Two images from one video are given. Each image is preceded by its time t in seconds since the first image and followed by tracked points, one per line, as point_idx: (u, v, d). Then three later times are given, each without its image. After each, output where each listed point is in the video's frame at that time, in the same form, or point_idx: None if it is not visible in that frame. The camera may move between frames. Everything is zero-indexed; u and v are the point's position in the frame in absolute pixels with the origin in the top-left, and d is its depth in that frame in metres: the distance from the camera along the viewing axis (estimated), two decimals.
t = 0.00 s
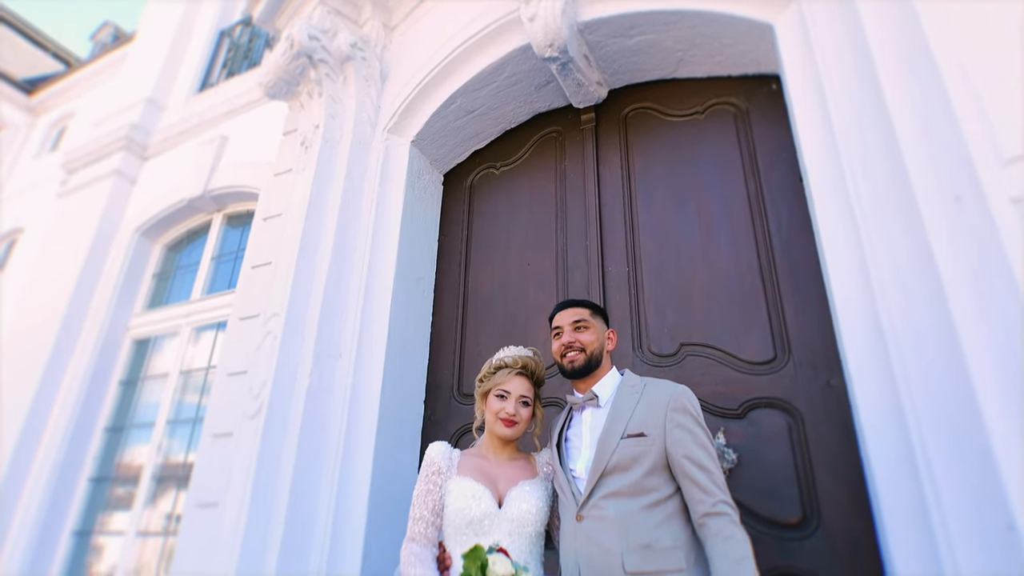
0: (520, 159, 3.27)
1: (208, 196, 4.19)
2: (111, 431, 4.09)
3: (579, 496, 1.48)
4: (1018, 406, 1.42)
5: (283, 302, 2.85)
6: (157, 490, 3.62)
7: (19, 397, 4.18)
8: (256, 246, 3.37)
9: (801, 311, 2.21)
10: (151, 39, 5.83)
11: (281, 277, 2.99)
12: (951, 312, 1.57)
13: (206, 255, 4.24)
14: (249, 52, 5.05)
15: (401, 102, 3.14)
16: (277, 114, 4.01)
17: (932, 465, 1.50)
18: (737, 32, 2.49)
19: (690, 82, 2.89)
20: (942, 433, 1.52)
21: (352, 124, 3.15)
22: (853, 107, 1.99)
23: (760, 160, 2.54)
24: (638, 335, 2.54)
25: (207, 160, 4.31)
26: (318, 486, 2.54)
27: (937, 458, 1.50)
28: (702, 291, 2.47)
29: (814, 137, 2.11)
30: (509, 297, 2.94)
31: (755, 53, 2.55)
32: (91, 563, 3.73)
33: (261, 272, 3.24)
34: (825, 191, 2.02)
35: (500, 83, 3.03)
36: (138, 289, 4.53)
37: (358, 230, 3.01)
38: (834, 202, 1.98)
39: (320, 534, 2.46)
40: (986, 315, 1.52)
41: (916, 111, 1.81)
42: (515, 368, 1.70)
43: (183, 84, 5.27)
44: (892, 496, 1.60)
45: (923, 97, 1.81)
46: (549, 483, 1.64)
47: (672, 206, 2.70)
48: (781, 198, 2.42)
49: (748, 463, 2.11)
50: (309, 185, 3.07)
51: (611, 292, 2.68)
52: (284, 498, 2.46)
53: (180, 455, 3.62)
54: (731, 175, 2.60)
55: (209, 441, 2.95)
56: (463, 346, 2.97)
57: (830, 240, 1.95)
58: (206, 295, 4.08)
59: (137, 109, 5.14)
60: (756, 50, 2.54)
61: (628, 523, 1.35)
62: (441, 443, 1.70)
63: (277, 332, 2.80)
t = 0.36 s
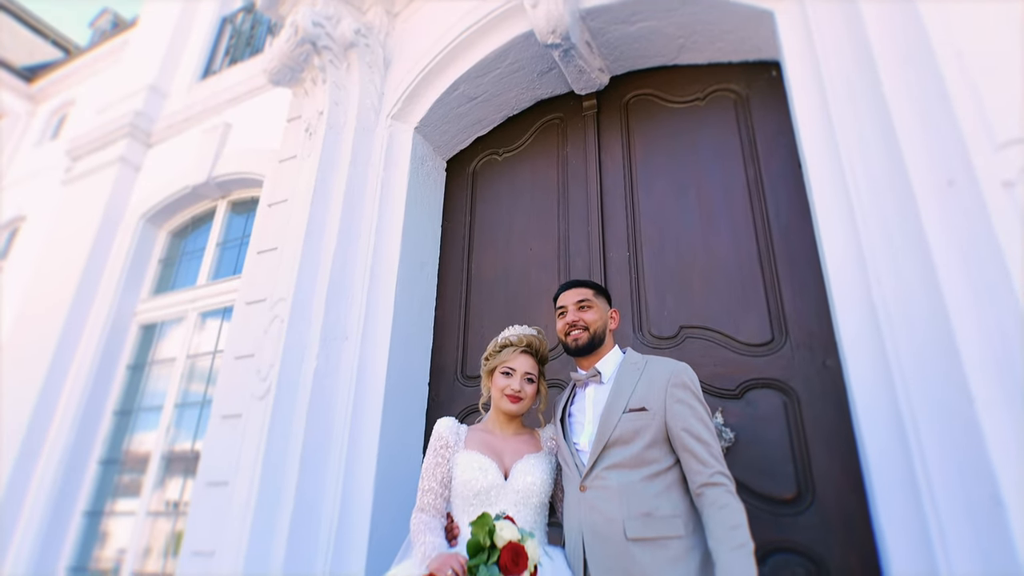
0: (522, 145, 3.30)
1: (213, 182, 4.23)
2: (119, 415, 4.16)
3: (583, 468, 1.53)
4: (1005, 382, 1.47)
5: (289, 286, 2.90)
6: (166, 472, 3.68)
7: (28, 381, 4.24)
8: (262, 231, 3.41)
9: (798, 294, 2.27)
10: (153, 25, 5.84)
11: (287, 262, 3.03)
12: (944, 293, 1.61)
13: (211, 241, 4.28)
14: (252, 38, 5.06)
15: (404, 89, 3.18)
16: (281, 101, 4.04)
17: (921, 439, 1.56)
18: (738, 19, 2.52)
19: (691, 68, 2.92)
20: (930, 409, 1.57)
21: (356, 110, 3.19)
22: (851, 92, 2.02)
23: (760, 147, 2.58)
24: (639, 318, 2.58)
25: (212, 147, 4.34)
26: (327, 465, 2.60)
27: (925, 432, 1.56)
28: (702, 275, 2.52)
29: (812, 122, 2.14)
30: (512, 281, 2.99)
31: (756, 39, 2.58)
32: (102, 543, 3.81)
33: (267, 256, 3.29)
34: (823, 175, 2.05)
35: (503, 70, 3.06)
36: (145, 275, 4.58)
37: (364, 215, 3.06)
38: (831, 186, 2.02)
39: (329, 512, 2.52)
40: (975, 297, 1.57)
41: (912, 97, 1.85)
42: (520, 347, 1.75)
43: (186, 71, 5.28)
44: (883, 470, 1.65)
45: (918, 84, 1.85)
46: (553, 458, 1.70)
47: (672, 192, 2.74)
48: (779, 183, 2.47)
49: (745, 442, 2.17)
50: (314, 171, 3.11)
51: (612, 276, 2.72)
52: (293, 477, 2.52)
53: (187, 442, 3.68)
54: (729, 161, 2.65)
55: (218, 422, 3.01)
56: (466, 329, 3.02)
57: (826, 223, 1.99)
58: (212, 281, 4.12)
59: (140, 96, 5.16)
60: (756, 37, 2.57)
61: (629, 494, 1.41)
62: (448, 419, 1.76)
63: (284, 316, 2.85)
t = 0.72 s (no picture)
0: (524, 130, 3.34)
1: (217, 168, 4.26)
2: (128, 397, 4.23)
3: (586, 441, 1.59)
4: (993, 358, 1.53)
5: (295, 269, 2.94)
6: (176, 453, 3.75)
7: (38, 364, 4.31)
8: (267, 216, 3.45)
9: (795, 275, 2.32)
10: (154, 10, 5.83)
11: (293, 246, 3.08)
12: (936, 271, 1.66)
13: (216, 226, 4.32)
14: (253, 23, 5.06)
15: (407, 73, 3.20)
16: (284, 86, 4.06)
17: (911, 413, 1.61)
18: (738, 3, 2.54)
19: (692, 53, 2.95)
20: (921, 384, 1.63)
21: (360, 95, 3.22)
22: (848, 75, 2.06)
23: (759, 131, 2.62)
24: (639, 300, 2.63)
25: (215, 132, 4.36)
26: (334, 444, 2.67)
27: (916, 406, 1.61)
28: (701, 257, 2.56)
29: (810, 104, 2.17)
30: (515, 264, 3.03)
31: (757, 23, 2.61)
32: (113, 522, 3.89)
33: (272, 241, 3.33)
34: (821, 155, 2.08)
35: (505, 55, 3.09)
36: (150, 260, 4.62)
37: (368, 199, 3.10)
38: (829, 167, 2.05)
39: (336, 489, 2.59)
40: (966, 275, 1.62)
41: (908, 81, 1.88)
42: (524, 325, 1.81)
43: (188, 56, 5.29)
44: (874, 445, 1.70)
45: (915, 68, 1.88)
46: (557, 432, 1.76)
47: (673, 176, 2.78)
48: (778, 167, 2.51)
49: (742, 420, 2.22)
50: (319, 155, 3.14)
51: (613, 259, 2.77)
52: (301, 454, 2.58)
53: (195, 428, 3.73)
54: (729, 145, 2.68)
55: (227, 403, 3.07)
56: (470, 311, 3.07)
57: (822, 204, 2.02)
58: (217, 265, 4.17)
59: (143, 81, 5.18)
60: (757, 21, 2.60)
61: (631, 464, 1.47)
62: (455, 395, 1.82)
63: (290, 298, 2.91)
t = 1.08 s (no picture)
0: (524, 113, 3.36)
1: (219, 152, 4.29)
2: (134, 379, 4.29)
3: (587, 413, 1.65)
4: (979, 334, 1.58)
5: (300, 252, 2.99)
6: (183, 433, 3.82)
7: (44, 347, 4.37)
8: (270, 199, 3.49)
9: (791, 256, 2.37)
10: None
11: (297, 229, 3.12)
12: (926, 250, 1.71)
13: (218, 211, 4.35)
14: (253, 7, 5.05)
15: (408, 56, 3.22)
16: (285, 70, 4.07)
17: (900, 386, 1.67)
18: None
19: (692, 37, 2.97)
20: (909, 359, 1.69)
21: (361, 80, 3.24)
22: (844, 59, 2.09)
23: (757, 114, 2.65)
24: (639, 280, 2.68)
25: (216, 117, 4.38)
26: (340, 422, 2.73)
27: (904, 380, 1.67)
28: (699, 239, 2.61)
29: (806, 87, 2.21)
30: (516, 246, 3.08)
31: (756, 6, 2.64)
32: (122, 500, 3.98)
33: (276, 224, 3.37)
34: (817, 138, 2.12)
35: (505, 38, 3.11)
36: (154, 244, 4.66)
37: (370, 182, 3.13)
38: (825, 149, 2.09)
39: (343, 465, 2.66)
40: (955, 254, 1.67)
41: (903, 64, 1.92)
42: (527, 303, 1.86)
43: (187, 40, 5.28)
44: (864, 418, 1.77)
45: (909, 51, 1.91)
46: (559, 406, 1.82)
47: (672, 159, 2.82)
48: (776, 149, 2.55)
49: (738, 396, 2.29)
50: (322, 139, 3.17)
51: (613, 240, 2.81)
52: (308, 432, 2.65)
53: (202, 409, 3.80)
54: (727, 128, 2.72)
55: (234, 383, 3.14)
56: (472, 293, 3.12)
57: (817, 185, 2.07)
58: (221, 249, 4.21)
59: (143, 65, 5.18)
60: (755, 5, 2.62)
61: (631, 434, 1.54)
62: (460, 371, 1.88)
63: (295, 280, 2.95)
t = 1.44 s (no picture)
0: (524, 96, 3.39)
1: (221, 136, 4.31)
2: (141, 360, 4.36)
3: (587, 385, 1.71)
4: (965, 307, 1.64)
5: (304, 234, 3.03)
6: (190, 413, 3.89)
7: (51, 330, 4.43)
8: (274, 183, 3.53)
9: (787, 236, 2.42)
10: None
11: (300, 212, 3.17)
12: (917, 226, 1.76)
13: (221, 195, 4.39)
14: None
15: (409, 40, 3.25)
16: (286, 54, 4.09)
17: (889, 358, 1.74)
18: None
19: (691, 19, 2.99)
20: (898, 332, 1.75)
21: (363, 63, 3.27)
22: (840, 41, 2.12)
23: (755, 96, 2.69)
24: (638, 260, 2.73)
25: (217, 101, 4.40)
26: (345, 400, 2.80)
27: (893, 352, 1.74)
28: (697, 220, 2.65)
29: (802, 70, 2.24)
30: (516, 227, 3.12)
31: None
32: (132, 479, 4.06)
33: (279, 207, 3.41)
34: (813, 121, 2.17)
35: (505, 21, 3.13)
36: (157, 228, 4.71)
37: (372, 165, 3.17)
38: (821, 130, 2.14)
39: (349, 441, 2.73)
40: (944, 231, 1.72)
41: (897, 46, 1.95)
42: (529, 281, 1.92)
43: (186, 24, 5.28)
44: (854, 389, 1.83)
45: (904, 33, 1.95)
46: (559, 379, 1.88)
47: (671, 141, 2.85)
48: (773, 131, 2.59)
49: (734, 373, 2.35)
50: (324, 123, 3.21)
51: (612, 221, 2.86)
52: (315, 409, 2.72)
53: (208, 389, 3.87)
54: (726, 110, 2.75)
55: (240, 363, 3.20)
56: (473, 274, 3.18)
57: (812, 165, 2.11)
58: (224, 232, 4.26)
59: (143, 50, 5.18)
60: None
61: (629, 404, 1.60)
62: (464, 346, 1.94)
63: (299, 262, 3.00)
